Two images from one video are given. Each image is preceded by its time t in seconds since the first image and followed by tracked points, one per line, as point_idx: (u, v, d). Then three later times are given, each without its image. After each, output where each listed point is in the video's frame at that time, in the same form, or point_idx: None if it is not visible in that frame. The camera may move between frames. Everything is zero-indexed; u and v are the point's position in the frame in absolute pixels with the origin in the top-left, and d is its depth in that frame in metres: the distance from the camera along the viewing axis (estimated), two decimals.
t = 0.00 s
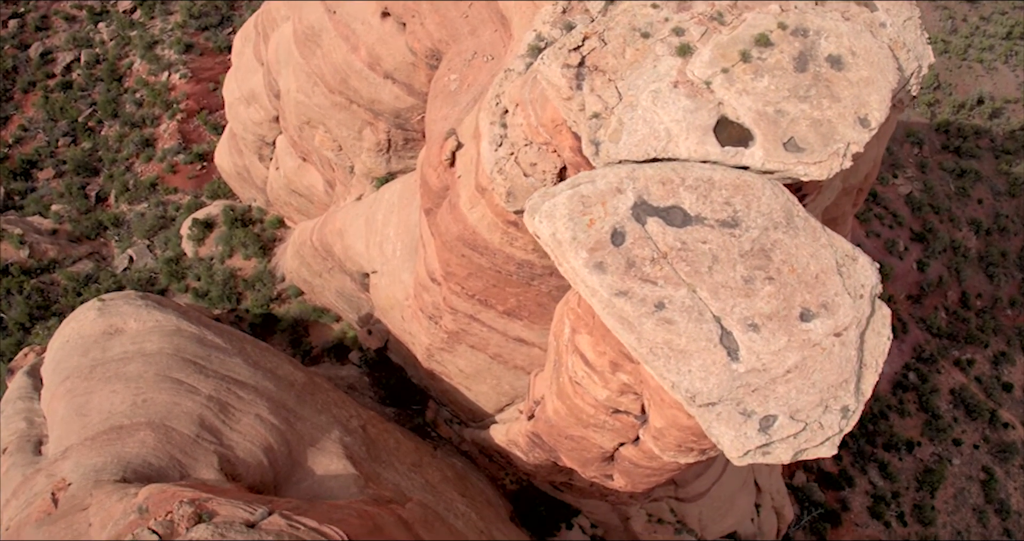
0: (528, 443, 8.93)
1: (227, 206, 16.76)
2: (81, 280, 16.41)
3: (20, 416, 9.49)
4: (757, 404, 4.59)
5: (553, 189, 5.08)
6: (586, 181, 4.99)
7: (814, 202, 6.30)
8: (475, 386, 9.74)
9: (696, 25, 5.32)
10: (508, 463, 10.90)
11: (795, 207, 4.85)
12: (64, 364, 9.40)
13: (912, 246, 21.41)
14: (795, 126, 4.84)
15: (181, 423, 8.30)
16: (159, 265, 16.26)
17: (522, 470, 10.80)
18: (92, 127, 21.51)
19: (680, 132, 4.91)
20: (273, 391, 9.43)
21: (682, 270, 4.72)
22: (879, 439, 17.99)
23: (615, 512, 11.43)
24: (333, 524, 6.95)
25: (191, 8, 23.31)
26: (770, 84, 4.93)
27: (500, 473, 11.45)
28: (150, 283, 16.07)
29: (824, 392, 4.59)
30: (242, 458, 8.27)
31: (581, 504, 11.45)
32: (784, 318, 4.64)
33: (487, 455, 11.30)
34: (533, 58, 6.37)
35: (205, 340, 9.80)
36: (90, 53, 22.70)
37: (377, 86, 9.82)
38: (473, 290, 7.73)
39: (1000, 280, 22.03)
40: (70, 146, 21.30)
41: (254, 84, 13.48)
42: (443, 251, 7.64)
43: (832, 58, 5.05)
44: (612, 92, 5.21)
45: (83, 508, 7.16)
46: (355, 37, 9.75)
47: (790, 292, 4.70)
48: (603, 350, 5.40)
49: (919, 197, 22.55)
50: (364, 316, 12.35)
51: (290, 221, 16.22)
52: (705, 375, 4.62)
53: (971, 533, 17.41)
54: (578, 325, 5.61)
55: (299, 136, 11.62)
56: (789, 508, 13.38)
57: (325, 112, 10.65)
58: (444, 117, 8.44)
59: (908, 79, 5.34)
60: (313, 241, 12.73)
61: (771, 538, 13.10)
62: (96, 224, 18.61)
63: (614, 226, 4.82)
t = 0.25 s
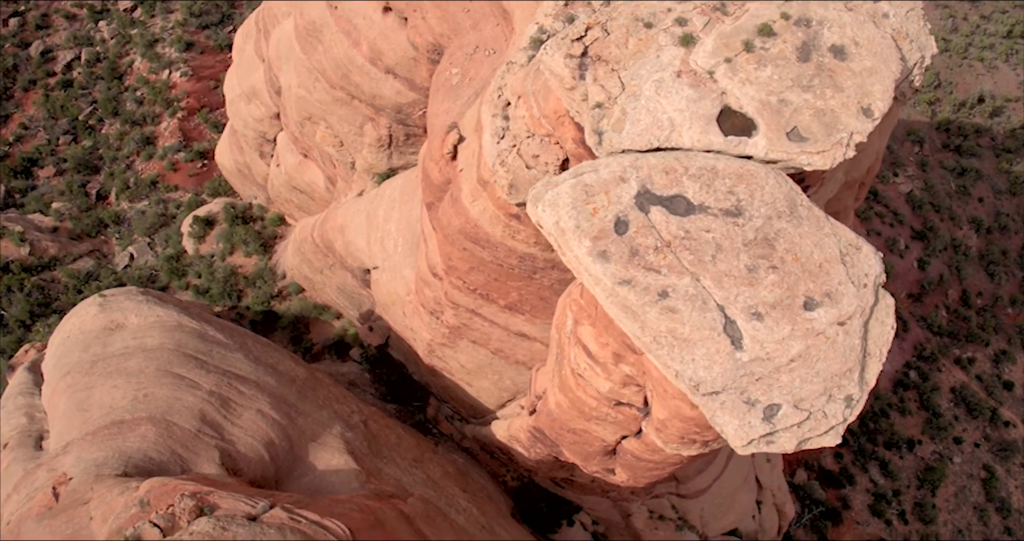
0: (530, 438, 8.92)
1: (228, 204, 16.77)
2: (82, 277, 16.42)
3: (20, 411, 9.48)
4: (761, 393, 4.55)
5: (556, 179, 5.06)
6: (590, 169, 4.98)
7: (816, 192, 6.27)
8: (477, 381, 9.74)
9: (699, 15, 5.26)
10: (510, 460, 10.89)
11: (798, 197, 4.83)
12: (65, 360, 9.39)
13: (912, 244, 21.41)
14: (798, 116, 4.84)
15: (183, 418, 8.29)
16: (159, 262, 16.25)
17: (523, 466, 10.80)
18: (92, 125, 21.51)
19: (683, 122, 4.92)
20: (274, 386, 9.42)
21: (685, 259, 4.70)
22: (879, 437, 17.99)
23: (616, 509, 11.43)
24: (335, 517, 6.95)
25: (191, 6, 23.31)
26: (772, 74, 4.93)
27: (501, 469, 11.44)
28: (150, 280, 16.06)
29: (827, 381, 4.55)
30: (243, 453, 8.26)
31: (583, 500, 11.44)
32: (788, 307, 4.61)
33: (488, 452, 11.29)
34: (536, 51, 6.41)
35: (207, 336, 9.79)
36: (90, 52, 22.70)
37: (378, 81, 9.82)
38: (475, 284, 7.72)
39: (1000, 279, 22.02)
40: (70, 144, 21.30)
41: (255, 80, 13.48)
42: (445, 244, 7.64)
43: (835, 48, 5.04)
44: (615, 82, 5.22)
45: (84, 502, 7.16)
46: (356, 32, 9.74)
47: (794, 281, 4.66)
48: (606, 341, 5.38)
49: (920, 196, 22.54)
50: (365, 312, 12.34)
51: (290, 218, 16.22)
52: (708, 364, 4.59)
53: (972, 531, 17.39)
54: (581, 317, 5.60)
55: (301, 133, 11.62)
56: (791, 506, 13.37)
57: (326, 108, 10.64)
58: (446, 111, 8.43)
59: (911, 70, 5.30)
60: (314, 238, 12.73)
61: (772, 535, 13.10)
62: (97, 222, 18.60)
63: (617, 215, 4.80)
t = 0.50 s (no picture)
0: (531, 432, 8.92)
1: (228, 201, 16.76)
2: (83, 274, 16.44)
3: (21, 406, 9.47)
4: (764, 382, 4.45)
5: (559, 166, 5.04)
6: (591, 157, 4.93)
7: (819, 182, 6.26)
8: (477, 376, 9.73)
9: (702, 4, 5.25)
10: (511, 455, 10.89)
11: (801, 184, 4.75)
12: (66, 354, 9.38)
13: (913, 242, 21.42)
14: (801, 104, 4.78)
15: (184, 412, 8.29)
16: (160, 259, 16.25)
17: (524, 461, 10.79)
18: (92, 123, 21.51)
19: (686, 110, 4.86)
20: (275, 381, 9.41)
21: (688, 246, 4.61)
22: (880, 435, 18.00)
23: (617, 505, 11.45)
24: (336, 510, 6.95)
25: (191, 4, 23.32)
26: (775, 62, 4.88)
27: (502, 465, 11.45)
28: (150, 277, 16.06)
29: (831, 369, 4.45)
30: (244, 447, 8.25)
31: (583, 496, 11.44)
32: (791, 295, 4.50)
33: (489, 447, 11.28)
34: (537, 42, 6.41)
35: (208, 330, 9.78)
36: (91, 50, 22.70)
37: (380, 76, 9.82)
38: (476, 277, 7.72)
39: (1000, 277, 22.02)
40: (70, 142, 21.30)
41: (256, 76, 13.47)
42: (446, 237, 7.63)
43: (838, 37, 4.97)
44: (618, 71, 5.21)
45: (85, 495, 7.16)
46: (358, 26, 9.75)
47: (797, 269, 4.57)
48: (608, 331, 5.38)
49: (920, 194, 22.54)
50: (366, 308, 12.34)
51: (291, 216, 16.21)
52: (711, 351, 4.49)
53: (973, 529, 17.37)
54: (583, 308, 5.59)
55: (301, 128, 11.62)
56: (791, 502, 13.38)
57: (327, 102, 10.63)
58: (447, 104, 8.40)
59: (914, 60, 5.22)
60: (315, 234, 12.71)
61: (773, 532, 13.11)
62: (97, 219, 18.59)
63: (620, 203, 4.73)
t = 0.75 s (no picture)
0: (532, 426, 8.92)
1: (229, 198, 16.75)
2: (83, 271, 16.44)
3: (21, 401, 9.47)
4: (766, 368, 4.42)
5: (560, 154, 4.99)
6: (593, 145, 4.90)
7: (822, 172, 6.27)
8: (478, 371, 9.73)
9: None
10: (511, 451, 10.89)
11: (803, 171, 4.75)
12: (66, 349, 9.37)
13: (913, 240, 21.42)
14: (802, 92, 4.77)
15: (184, 405, 8.28)
16: (160, 256, 16.25)
17: (525, 457, 10.79)
18: (92, 120, 21.51)
19: (688, 98, 4.85)
20: (276, 375, 9.40)
21: (690, 233, 4.59)
22: (880, 433, 17.98)
23: (617, 500, 11.46)
24: (337, 502, 6.95)
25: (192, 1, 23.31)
26: (776, 51, 4.86)
27: (502, 461, 11.46)
28: (151, 274, 16.06)
29: (833, 355, 4.42)
30: (245, 440, 8.24)
31: (584, 492, 11.44)
32: (793, 282, 4.48)
33: (490, 443, 11.28)
34: (538, 34, 6.47)
35: (208, 325, 9.78)
36: (91, 47, 22.70)
37: (381, 70, 9.82)
38: (477, 270, 7.72)
39: (1001, 275, 22.02)
40: (70, 140, 21.29)
41: (256, 72, 13.46)
42: (447, 230, 7.62)
43: (838, 26, 4.97)
44: (619, 59, 5.17)
45: (86, 488, 7.15)
46: (359, 21, 9.75)
47: (798, 256, 4.54)
48: (609, 321, 5.37)
49: (921, 192, 22.54)
50: (367, 304, 12.34)
51: (291, 212, 16.19)
52: (713, 338, 4.46)
53: (973, 526, 17.36)
54: (584, 298, 5.57)
55: (302, 123, 11.62)
56: (792, 499, 13.39)
57: (328, 97, 10.63)
58: (448, 97, 8.41)
59: (915, 49, 5.21)
60: (315, 230, 12.70)
61: (773, 528, 13.11)
62: (97, 216, 18.59)
63: (622, 190, 4.71)
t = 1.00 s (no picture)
0: (532, 421, 8.93)
1: (229, 195, 16.74)
2: (83, 268, 16.46)
3: (21, 395, 9.46)
4: (767, 354, 4.42)
5: (561, 142, 4.98)
6: (595, 132, 4.89)
7: (822, 163, 6.31)
8: (478, 365, 9.73)
9: None
10: (511, 446, 10.90)
11: (803, 159, 4.75)
12: (67, 343, 9.37)
13: (913, 238, 21.41)
14: (803, 80, 4.73)
15: (184, 399, 8.28)
16: (160, 253, 16.26)
17: (525, 452, 10.79)
18: (92, 118, 21.51)
19: (689, 87, 4.80)
20: (276, 369, 9.40)
21: (691, 221, 4.58)
22: (880, 431, 17.98)
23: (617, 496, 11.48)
24: (337, 494, 6.95)
25: None
26: (777, 39, 4.79)
27: (503, 456, 11.47)
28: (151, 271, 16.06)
29: (834, 342, 4.42)
30: (245, 433, 8.24)
31: (584, 488, 11.44)
32: (794, 269, 4.48)
33: (490, 439, 11.30)
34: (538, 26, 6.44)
35: (209, 319, 9.78)
36: (91, 45, 22.70)
37: (381, 64, 9.82)
38: (478, 263, 7.73)
39: (1001, 273, 22.02)
40: (70, 137, 21.29)
41: (257, 68, 13.46)
42: (447, 223, 7.62)
43: (839, 14, 4.90)
44: (620, 48, 5.12)
45: (86, 480, 7.16)
46: (359, 15, 9.73)
47: (799, 244, 4.54)
48: (609, 311, 5.37)
49: (921, 190, 22.54)
50: (367, 300, 12.35)
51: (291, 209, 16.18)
52: (714, 325, 4.46)
53: (973, 524, 17.37)
54: (585, 288, 5.57)
55: (303, 119, 11.62)
56: (791, 495, 13.41)
57: (328, 92, 10.62)
58: (449, 90, 8.41)
59: (915, 38, 5.20)
60: (316, 226, 12.68)
61: (773, 525, 13.11)
62: (98, 213, 18.59)
63: (623, 177, 4.70)
